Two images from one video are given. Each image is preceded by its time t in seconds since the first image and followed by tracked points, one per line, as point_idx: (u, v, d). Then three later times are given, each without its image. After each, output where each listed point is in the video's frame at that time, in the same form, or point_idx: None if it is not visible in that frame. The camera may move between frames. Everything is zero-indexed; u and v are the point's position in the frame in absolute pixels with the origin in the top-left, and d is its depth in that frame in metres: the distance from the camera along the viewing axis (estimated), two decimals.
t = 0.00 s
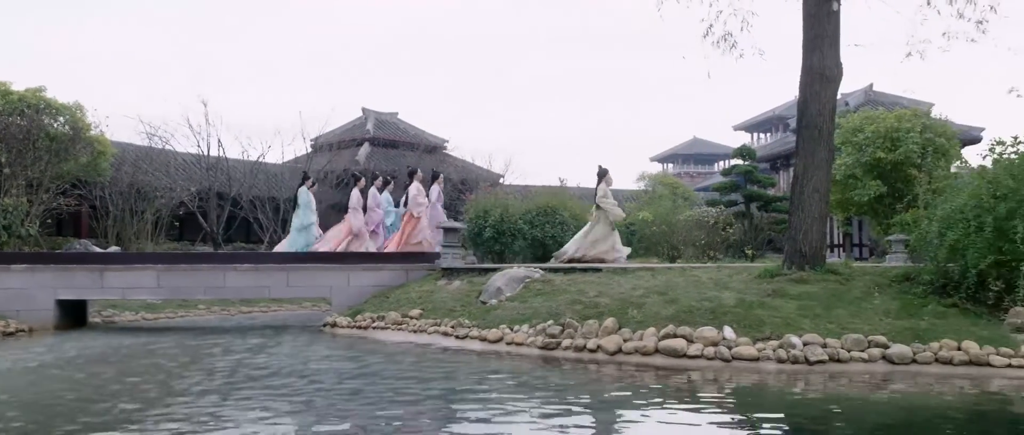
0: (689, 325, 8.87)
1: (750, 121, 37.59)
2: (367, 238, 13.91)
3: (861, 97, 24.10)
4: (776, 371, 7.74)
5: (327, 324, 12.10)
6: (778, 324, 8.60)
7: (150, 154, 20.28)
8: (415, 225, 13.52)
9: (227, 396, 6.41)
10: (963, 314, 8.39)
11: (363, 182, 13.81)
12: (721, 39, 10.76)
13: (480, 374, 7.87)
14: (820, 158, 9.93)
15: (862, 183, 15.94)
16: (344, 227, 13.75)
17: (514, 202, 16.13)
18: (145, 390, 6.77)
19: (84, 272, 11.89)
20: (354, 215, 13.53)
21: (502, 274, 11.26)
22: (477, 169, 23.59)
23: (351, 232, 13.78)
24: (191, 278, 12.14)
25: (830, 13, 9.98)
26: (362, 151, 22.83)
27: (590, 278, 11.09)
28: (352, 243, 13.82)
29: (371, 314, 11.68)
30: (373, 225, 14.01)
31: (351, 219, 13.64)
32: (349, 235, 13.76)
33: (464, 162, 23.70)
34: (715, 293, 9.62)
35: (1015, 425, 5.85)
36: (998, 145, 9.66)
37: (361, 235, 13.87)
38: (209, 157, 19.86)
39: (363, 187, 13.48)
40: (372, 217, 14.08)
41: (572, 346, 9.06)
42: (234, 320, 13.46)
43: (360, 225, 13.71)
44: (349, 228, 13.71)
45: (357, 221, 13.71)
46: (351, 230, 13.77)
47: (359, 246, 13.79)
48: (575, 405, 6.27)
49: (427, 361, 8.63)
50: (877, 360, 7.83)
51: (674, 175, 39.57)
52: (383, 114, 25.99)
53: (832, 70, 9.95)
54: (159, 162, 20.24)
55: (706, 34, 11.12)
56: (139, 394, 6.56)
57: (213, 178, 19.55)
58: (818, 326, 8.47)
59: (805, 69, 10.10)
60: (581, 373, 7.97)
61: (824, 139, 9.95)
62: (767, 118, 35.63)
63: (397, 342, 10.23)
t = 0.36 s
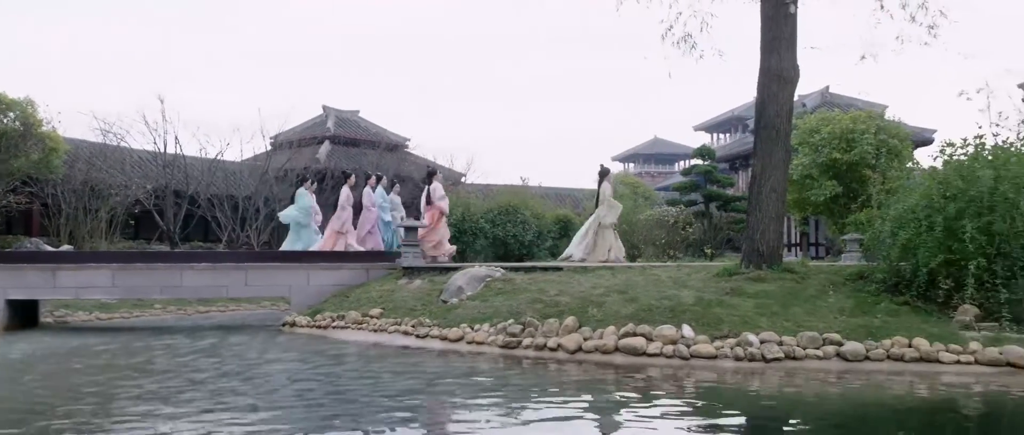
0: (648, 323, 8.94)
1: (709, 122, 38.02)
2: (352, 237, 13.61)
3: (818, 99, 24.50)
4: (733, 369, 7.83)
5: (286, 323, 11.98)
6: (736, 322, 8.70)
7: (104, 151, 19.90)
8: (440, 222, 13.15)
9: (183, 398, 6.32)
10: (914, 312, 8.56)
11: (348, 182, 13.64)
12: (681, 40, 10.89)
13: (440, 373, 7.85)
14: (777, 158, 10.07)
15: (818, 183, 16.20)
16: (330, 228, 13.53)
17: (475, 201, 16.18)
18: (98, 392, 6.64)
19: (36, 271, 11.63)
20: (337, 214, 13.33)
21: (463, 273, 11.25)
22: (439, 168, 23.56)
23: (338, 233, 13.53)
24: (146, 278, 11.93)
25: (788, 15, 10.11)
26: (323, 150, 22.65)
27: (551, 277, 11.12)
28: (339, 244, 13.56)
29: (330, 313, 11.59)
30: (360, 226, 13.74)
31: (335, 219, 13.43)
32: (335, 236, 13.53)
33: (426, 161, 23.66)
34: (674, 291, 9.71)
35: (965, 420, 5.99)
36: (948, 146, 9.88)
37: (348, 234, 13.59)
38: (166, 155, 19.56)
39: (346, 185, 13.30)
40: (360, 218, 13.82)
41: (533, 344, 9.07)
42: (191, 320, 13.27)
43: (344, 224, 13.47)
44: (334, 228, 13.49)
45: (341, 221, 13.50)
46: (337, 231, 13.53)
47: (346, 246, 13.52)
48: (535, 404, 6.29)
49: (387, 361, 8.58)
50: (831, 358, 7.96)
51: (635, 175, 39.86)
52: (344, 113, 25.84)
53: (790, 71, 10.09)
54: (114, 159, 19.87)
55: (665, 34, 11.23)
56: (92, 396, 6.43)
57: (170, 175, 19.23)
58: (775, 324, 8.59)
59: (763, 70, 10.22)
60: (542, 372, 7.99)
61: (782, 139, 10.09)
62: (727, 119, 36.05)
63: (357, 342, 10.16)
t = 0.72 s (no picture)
0: (602, 321, 9.00)
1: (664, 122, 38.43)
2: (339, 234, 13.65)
3: (770, 100, 24.90)
4: (686, 367, 7.93)
5: (238, 323, 11.81)
6: (689, 321, 8.80)
7: (49, 147, 19.39)
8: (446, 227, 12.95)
9: (131, 400, 6.19)
10: (861, 310, 8.75)
11: (342, 179, 13.54)
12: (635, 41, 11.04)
13: (395, 373, 7.80)
14: (730, 158, 10.21)
15: (770, 183, 16.47)
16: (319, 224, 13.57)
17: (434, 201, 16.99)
18: (42, 394, 6.47)
19: None
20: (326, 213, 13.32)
21: (418, 272, 11.21)
22: (395, 166, 23.49)
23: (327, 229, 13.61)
24: (94, 277, 11.67)
25: (740, 18, 10.27)
26: (277, 147, 22.39)
27: (506, 276, 11.15)
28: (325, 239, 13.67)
29: (283, 312, 11.47)
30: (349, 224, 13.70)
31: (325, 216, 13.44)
32: (324, 231, 13.59)
33: (382, 160, 23.56)
34: (628, 289, 9.80)
35: (909, 415, 6.14)
36: (894, 148, 10.12)
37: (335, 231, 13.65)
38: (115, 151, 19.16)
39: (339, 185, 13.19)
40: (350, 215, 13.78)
41: (488, 343, 9.08)
42: (139, 320, 13.01)
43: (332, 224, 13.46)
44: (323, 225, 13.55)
45: (329, 218, 13.60)
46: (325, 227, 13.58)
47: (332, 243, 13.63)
48: (489, 402, 6.28)
49: (341, 360, 8.52)
50: (781, 355, 8.09)
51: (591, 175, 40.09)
52: (298, 110, 25.58)
53: (742, 73, 10.25)
54: (60, 155, 19.37)
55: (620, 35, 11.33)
56: (35, 399, 6.26)
57: (119, 172, 18.81)
58: (727, 322, 8.70)
59: (716, 71, 10.36)
60: (497, 371, 8.00)
61: (733, 140, 10.23)
62: (681, 119, 36.48)
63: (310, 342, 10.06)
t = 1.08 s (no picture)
0: (555, 320, 9.04)
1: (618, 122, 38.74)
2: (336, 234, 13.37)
3: (721, 101, 25.23)
4: (638, 365, 7.99)
5: (186, 323, 11.61)
6: (641, 319, 8.88)
7: None
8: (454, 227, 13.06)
9: (74, 403, 6.04)
10: (809, 308, 8.91)
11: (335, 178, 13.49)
12: (589, 41, 11.14)
13: (348, 372, 7.74)
14: (682, 158, 10.32)
15: (721, 183, 16.71)
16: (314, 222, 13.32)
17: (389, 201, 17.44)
18: None
19: None
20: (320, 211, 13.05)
21: (371, 272, 11.14)
22: (348, 165, 23.36)
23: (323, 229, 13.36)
24: (37, 277, 11.37)
25: (692, 20, 10.39)
26: (228, 145, 22.08)
27: (460, 275, 11.14)
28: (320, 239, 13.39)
29: (234, 312, 11.31)
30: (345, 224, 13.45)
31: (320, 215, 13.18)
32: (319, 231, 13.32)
33: (335, 158, 23.40)
34: (581, 288, 9.86)
35: (853, 411, 6.27)
36: (841, 149, 10.33)
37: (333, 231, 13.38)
38: (58, 147, 18.68)
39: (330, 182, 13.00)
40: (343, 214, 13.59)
41: (441, 343, 9.05)
42: (83, 320, 12.70)
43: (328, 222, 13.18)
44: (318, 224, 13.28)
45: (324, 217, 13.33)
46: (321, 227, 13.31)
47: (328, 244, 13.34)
48: (442, 402, 6.25)
49: (293, 360, 8.42)
50: (731, 353, 8.20)
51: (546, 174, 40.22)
52: (250, 107, 25.25)
53: (694, 74, 10.37)
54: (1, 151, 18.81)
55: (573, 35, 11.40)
56: None
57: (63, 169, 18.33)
58: (678, 320, 8.79)
59: (669, 72, 10.47)
60: (450, 370, 7.98)
61: (685, 140, 10.35)
62: (635, 119, 36.79)
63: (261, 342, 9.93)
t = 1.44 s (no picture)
0: (509, 318, 9.05)
1: (573, 122, 38.93)
2: (331, 234, 12.94)
3: (675, 101, 25.54)
4: (591, 363, 8.04)
5: (134, 323, 11.36)
6: (594, 317, 8.94)
7: None
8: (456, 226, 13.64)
9: (15, 405, 5.88)
10: (758, 305, 9.05)
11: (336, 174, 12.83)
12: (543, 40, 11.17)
13: (300, 372, 7.65)
14: (635, 158, 10.41)
15: (674, 182, 16.91)
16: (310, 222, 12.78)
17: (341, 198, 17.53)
18: None
19: None
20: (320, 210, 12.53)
21: (324, 270, 11.03)
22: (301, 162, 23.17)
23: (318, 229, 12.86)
24: None
25: (646, 20, 10.48)
26: (177, 141, 21.70)
27: (413, 273, 11.10)
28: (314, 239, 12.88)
29: (183, 311, 11.12)
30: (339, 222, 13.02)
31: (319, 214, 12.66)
32: (315, 231, 12.81)
33: (288, 155, 23.18)
34: (535, 286, 9.90)
35: (802, 406, 6.38)
36: (790, 149, 10.52)
37: (327, 231, 12.92)
38: None
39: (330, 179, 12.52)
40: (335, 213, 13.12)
41: (395, 341, 9.00)
42: (24, 320, 12.34)
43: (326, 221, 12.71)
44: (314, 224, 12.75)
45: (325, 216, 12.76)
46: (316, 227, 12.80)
47: (323, 244, 12.88)
48: (395, 401, 6.21)
49: (243, 360, 8.30)
50: (683, 350, 8.29)
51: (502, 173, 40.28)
52: (200, 103, 24.84)
53: (647, 74, 10.46)
54: None
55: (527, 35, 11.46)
56: None
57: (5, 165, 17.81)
58: (631, 318, 8.87)
59: (622, 72, 10.55)
60: (404, 369, 7.94)
61: (638, 139, 10.44)
62: (590, 119, 37.02)
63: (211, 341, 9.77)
